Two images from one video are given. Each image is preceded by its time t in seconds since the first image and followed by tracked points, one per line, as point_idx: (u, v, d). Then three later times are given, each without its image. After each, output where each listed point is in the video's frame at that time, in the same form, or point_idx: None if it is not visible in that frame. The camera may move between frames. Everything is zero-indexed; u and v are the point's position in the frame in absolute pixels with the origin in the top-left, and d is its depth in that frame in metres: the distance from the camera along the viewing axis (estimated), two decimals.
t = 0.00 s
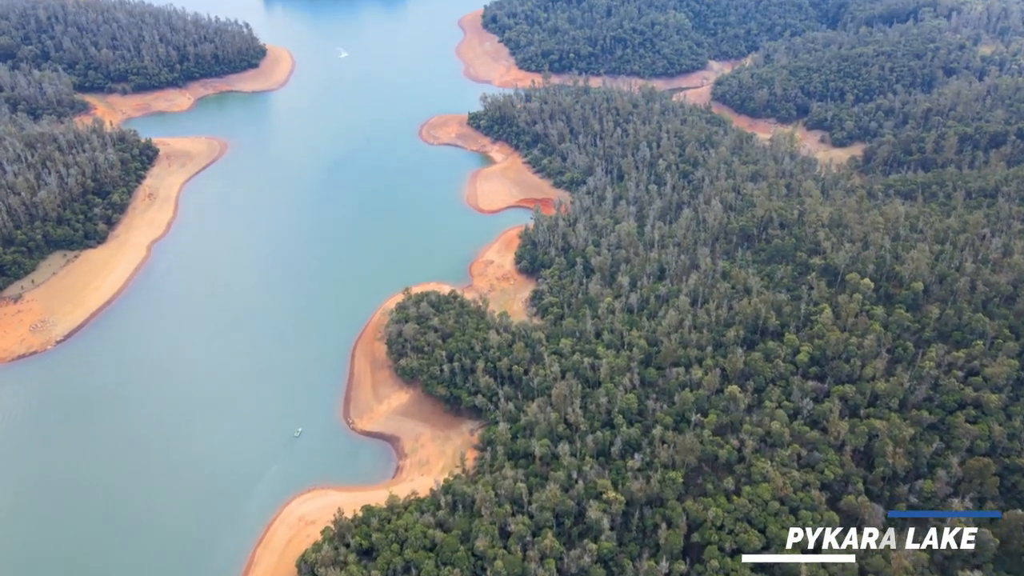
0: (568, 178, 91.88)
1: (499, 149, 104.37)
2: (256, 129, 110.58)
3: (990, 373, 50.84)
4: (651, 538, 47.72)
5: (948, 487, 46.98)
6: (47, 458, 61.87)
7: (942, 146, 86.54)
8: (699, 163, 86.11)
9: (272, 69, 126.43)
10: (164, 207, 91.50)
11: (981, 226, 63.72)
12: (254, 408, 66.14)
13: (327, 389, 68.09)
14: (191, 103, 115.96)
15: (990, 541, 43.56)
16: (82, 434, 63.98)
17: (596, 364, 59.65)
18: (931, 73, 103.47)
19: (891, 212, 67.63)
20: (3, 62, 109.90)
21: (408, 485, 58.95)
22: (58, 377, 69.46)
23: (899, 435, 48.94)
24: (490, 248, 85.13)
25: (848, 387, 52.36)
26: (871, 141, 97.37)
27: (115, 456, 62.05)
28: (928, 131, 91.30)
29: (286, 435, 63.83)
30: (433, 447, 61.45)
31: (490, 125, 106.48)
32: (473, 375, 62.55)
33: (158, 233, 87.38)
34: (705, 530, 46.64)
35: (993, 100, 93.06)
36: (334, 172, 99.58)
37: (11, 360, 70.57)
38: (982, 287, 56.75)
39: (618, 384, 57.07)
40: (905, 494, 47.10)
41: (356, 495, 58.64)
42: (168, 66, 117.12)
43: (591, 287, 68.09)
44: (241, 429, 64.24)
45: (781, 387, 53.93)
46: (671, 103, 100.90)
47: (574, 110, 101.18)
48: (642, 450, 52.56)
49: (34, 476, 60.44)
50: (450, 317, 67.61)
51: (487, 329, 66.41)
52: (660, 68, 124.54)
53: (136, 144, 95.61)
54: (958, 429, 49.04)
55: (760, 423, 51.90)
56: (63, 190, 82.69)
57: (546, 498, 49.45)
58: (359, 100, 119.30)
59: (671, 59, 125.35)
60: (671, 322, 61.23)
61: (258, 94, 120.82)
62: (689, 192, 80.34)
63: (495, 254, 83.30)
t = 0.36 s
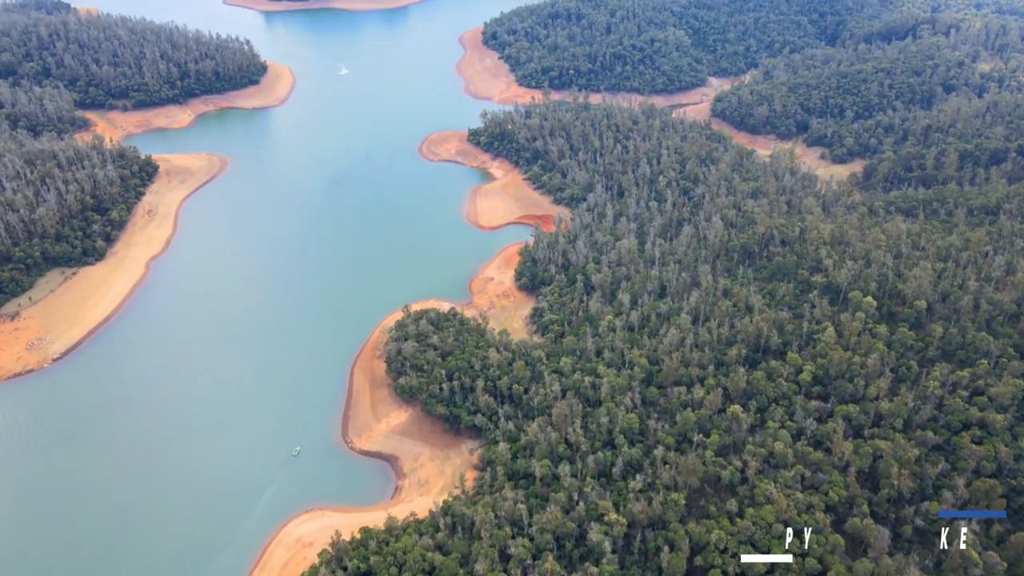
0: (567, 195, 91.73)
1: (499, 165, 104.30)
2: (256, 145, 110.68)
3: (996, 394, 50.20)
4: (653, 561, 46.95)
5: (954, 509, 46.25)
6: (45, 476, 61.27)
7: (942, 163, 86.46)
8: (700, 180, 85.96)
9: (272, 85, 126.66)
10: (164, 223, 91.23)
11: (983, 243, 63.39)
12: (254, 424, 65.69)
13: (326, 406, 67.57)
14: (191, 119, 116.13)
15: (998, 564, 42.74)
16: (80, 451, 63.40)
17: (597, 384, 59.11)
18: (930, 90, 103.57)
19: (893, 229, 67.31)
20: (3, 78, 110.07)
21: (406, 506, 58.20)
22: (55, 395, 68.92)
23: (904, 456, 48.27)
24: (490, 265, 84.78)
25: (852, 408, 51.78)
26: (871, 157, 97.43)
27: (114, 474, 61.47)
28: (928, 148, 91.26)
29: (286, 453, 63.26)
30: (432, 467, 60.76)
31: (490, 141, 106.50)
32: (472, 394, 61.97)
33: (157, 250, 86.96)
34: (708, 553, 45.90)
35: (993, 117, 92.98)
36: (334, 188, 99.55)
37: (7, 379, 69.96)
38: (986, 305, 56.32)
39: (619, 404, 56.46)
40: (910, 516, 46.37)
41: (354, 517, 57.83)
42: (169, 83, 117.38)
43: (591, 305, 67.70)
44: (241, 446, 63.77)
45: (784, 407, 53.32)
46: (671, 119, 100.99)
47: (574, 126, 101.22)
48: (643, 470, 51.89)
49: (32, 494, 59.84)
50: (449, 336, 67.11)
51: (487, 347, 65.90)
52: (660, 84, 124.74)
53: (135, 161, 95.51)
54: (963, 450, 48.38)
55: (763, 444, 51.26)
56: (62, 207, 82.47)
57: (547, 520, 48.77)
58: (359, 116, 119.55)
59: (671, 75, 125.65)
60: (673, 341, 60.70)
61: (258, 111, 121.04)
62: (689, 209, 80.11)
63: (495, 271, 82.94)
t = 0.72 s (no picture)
0: (568, 213, 91.44)
1: (500, 184, 104.19)
2: (256, 164, 110.67)
3: (1003, 416, 49.50)
4: None
5: (962, 534, 45.36)
6: (42, 496, 60.57)
7: (942, 182, 86.31)
8: (700, 198, 85.73)
9: (272, 103, 126.93)
10: (162, 242, 90.91)
11: (987, 263, 62.93)
12: (254, 443, 65.12)
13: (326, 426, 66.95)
14: (191, 137, 116.24)
15: None
16: (77, 471, 62.75)
17: (598, 405, 58.46)
18: (930, 108, 103.67)
19: (895, 249, 66.96)
20: (4, 96, 110.13)
21: (405, 530, 57.34)
22: (53, 415, 68.30)
23: (910, 480, 47.52)
24: (490, 283, 84.32)
25: (856, 430, 51.13)
26: (871, 176, 97.39)
27: (113, 493, 60.82)
28: (929, 166, 91.15)
29: (286, 472, 62.66)
30: (431, 490, 59.94)
31: (490, 159, 106.49)
32: (472, 415, 61.28)
33: (155, 269, 86.58)
34: None
35: (993, 135, 92.89)
36: (334, 206, 99.40)
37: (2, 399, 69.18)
38: (991, 326, 55.78)
39: (621, 426, 55.76)
40: (918, 541, 45.48)
41: (351, 541, 56.94)
42: (169, 102, 117.51)
43: (592, 324, 67.21)
44: (241, 465, 63.18)
45: (788, 430, 52.64)
46: (671, 138, 101.05)
47: (574, 144, 101.23)
48: (646, 494, 51.14)
49: (29, 515, 59.12)
50: (449, 356, 66.52)
51: (487, 368, 65.26)
52: (660, 102, 125.01)
53: (135, 179, 95.32)
54: (970, 474, 47.60)
55: (767, 467, 50.54)
56: (60, 226, 82.11)
57: (548, 545, 47.97)
58: (360, 134, 119.67)
59: (671, 94, 125.96)
60: (674, 361, 60.10)
61: (258, 129, 121.21)
62: (690, 228, 79.82)
63: (494, 290, 82.45)
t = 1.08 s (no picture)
0: (568, 231, 91.05)
1: (499, 202, 103.98)
2: (256, 182, 110.59)
3: (1010, 438, 48.70)
4: None
5: (970, 560, 44.22)
6: (39, 515, 59.98)
7: (943, 200, 86.07)
8: (701, 217, 85.48)
9: (272, 122, 127.15)
10: (160, 261, 90.43)
11: (991, 282, 62.39)
12: (254, 461, 64.67)
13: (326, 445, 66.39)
14: (191, 155, 116.30)
15: None
16: (72, 491, 62.07)
17: (599, 427, 57.77)
18: (929, 126, 103.64)
19: (898, 268, 66.55)
20: (4, 114, 110.14)
21: (403, 554, 56.42)
22: (48, 434, 67.65)
23: (916, 504, 46.70)
24: (490, 302, 83.82)
25: (861, 452, 50.42)
26: (872, 194, 97.25)
27: (112, 512, 60.28)
28: (929, 185, 90.92)
29: (286, 492, 62.09)
30: (430, 513, 59.08)
31: (490, 177, 106.37)
32: (471, 437, 60.53)
33: (153, 287, 86.08)
34: None
35: (994, 153, 92.69)
36: (334, 224, 99.22)
37: None
38: (996, 346, 55.16)
39: (622, 448, 55.01)
40: (925, 566, 44.38)
41: (348, 566, 56.02)
42: (170, 119, 117.70)
43: (593, 344, 66.66)
44: (241, 483, 62.70)
45: (792, 452, 51.94)
46: (671, 156, 101.08)
47: (574, 162, 101.20)
48: (648, 518, 50.37)
49: (23, 534, 58.44)
50: (448, 376, 65.86)
51: (487, 388, 64.56)
52: (660, 120, 125.31)
53: (134, 198, 95.07)
54: (978, 498, 46.70)
55: (771, 491, 49.79)
56: (58, 245, 81.74)
57: (548, 571, 47.09)
58: (360, 152, 119.77)
59: (671, 111, 126.31)
60: (676, 382, 59.44)
61: (258, 147, 121.33)
62: (691, 247, 79.48)
63: (494, 308, 81.97)
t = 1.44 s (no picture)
0: (568, 247, 90.65)
1: (499, 217, 103.68)
2: (255, 197, 110.39)
3: (1016, 459, 48.01)
4: None
5: None
6: (39, 524, 59.94)
7: (945, 217, 85.80)
8: (702, 233, 85.17)
9: (272, 137, 127.25)
10: (159, 277, 90.03)
11: (994, 300, 61.87)
12: (255, 472, 64.57)
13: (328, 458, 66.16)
14: (191, 171, 116.24)
15: None
16: (69, 507, 61.55)
17: (600, 446, 57.12)
18: (929, 142, 103.59)
19: (900, 285, 66.13)
20: (5, 130, 110.18)
21: None
22: (45, 450, 67.12)
23: (923, 525, 45.91)
24: (490, 319, 83.31)
25: (866, 473, 49.73)
26: (873, 209, 97.09)
27: (112, 521, 60.26)
28: (930, 201, 90.67)
29: (287, 504, 61.91)
30: (429, 534, 58.25)
31: (490, 193, 106.16)
32: (471, 456, 59.81)
33: (150, 304, 85.54)
34: None
35: (994, 169, 92.51)
36: (334, 239, 99.08)
37: None
38: (1001, 365, 54.56)
39: (623, 468, 54.33)
40: None
41: None
42: (170, 135, 117.81)
43: (594, 362, 66.11)
44: (242, 494, 62.62)
45: (796, 472, 51.25)
46: (671, 172, 101.02)
47: (574, 178, 101.10)
48: (650, 540, 49.63)
49: (19, 551, 57.82)
50: (448, 394, 65.21)
51: (487, 406, 63.90)
52: (660, 136, 125.51)
53: (133, 213, 94.81)
54: (985, 520, 45.93)
55: (775, 512, 49.04)
56: (56, 261, 81.30)
57: None
58: (360, 168, 119.71)
59: (671, 127, 126.53)
60: (678, 401, 58.81)
61: (258, 162, 121.34)
62: (692, 263, 79.12)
63: (494, 325, 81.45)
